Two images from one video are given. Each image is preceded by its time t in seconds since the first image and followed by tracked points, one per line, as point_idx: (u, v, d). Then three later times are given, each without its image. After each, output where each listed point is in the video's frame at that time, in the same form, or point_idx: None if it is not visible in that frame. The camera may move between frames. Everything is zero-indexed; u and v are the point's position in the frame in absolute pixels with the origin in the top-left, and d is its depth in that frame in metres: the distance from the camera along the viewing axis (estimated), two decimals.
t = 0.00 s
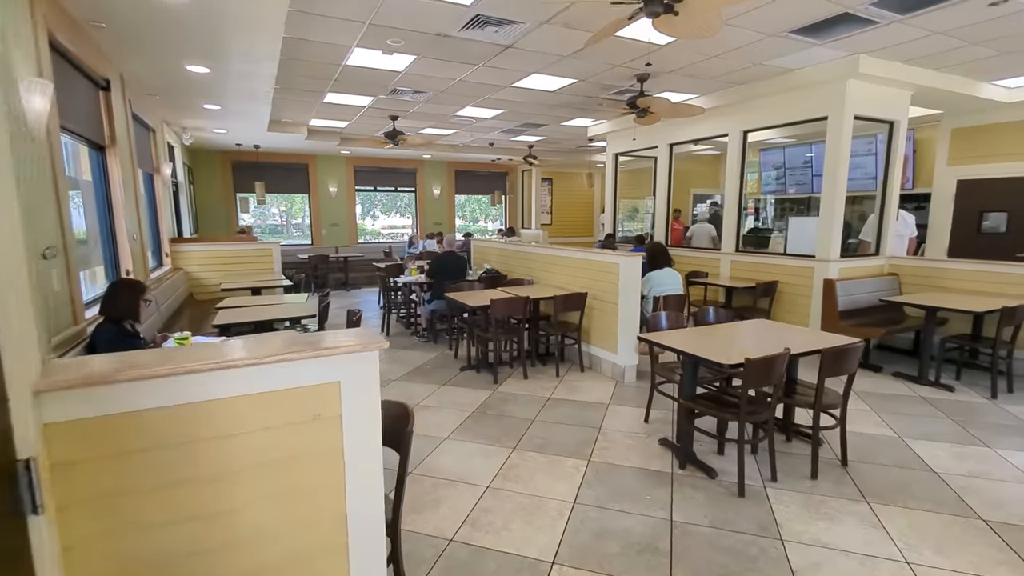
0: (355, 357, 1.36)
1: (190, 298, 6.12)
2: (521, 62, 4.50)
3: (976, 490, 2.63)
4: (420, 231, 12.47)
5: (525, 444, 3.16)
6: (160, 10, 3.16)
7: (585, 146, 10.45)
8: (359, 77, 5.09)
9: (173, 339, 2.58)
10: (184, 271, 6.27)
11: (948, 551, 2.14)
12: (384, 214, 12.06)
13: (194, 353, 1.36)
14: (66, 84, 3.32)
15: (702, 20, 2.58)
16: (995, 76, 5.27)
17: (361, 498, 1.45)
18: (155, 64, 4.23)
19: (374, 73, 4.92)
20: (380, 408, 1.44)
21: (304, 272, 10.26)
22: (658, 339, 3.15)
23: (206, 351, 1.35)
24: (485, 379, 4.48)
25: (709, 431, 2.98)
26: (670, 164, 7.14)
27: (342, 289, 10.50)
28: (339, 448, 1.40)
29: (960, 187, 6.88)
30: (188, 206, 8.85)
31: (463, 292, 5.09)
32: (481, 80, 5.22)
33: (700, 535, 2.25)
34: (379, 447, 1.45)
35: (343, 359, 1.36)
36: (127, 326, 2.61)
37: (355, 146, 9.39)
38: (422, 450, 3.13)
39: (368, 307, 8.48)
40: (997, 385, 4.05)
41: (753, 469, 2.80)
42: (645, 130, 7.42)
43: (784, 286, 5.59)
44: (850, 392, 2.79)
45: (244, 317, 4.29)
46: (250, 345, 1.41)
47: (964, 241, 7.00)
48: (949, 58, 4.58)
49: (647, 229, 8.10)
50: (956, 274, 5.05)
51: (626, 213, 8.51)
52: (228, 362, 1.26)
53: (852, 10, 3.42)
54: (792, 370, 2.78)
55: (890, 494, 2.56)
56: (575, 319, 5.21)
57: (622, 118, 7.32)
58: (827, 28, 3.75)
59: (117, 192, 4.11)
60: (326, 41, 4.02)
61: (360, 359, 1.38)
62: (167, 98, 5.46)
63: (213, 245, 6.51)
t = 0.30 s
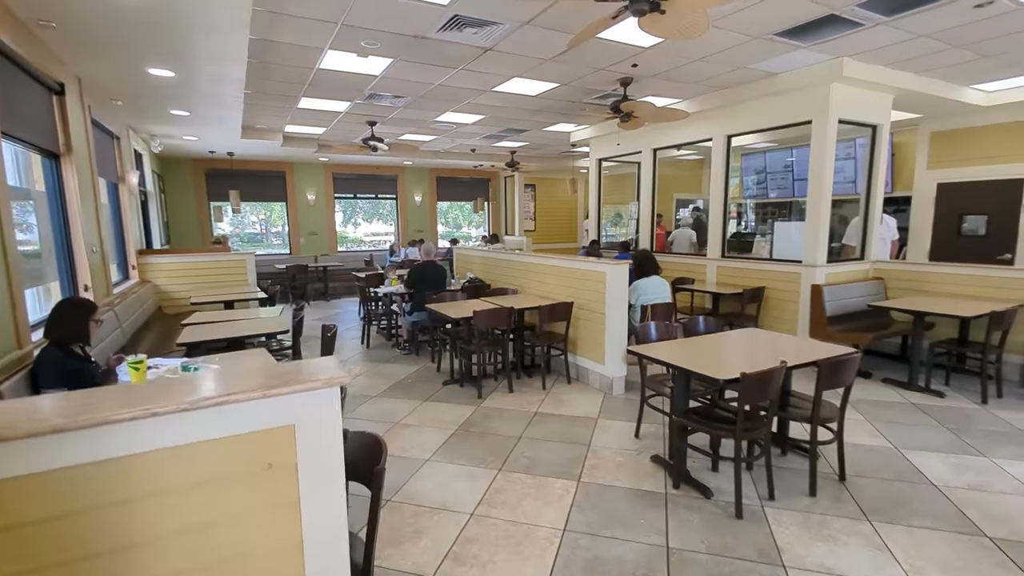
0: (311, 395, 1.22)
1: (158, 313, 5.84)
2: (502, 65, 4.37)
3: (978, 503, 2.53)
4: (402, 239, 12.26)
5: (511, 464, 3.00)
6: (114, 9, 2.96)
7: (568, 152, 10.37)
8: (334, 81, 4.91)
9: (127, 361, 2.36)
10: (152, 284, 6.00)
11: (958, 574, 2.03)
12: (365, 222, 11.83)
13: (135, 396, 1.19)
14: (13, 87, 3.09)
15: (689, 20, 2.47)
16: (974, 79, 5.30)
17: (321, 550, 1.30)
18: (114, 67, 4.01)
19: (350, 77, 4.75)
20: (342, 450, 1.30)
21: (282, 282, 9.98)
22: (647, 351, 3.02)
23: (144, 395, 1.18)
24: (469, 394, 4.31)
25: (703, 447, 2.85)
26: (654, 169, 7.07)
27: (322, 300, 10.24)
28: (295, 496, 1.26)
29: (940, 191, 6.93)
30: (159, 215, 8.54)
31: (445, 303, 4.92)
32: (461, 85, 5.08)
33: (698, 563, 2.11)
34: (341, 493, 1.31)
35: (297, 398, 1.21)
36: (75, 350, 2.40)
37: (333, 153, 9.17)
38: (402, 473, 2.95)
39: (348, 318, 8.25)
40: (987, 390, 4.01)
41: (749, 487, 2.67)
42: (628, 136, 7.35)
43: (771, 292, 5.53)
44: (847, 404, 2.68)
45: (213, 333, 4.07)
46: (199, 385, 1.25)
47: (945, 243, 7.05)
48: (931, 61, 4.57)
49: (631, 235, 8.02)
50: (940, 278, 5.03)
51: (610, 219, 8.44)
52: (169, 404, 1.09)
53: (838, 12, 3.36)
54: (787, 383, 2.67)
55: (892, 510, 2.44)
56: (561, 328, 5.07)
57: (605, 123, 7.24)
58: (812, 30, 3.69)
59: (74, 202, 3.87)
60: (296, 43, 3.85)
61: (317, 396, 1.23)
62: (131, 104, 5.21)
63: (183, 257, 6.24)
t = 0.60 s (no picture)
0: (258, 440, 1.22)
1: (127, 327, 5.59)
2: (483, 70, 4.27)
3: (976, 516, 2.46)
4: (384, 247, 12.07)
5: (496, 485, 2.87)
6: (68, 10, 2.79)
7: (552, 158, 10.31)
8: (310, 87, 4.77)
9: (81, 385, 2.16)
10: (121, 298, 5.75)
11: None
12: (347, 230, 11.62)
13: (79, 442, 1.18)
14: None
15: (673, 22, 2.38)
16: (953, 84, 5.34)
17: None
18: (74, 71, 3.81)
19: (325, 82, 4.61)
20: (293, 495, 1.30)
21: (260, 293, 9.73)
22: (635, 363, 2.91)
23: (81, 443, 1.15)
24: (452, 408, 4.16)
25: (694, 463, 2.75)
26: (638, 175, 7.03)
27: (303, 310, 10.00)
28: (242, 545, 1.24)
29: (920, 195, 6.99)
30: (130, 225, 8.26)
31: (427, 314, 4.78)
32: (442, 90, 4.97)
33: None
34: (289, 538, 1.30)
35: (245, 443, 1.21)
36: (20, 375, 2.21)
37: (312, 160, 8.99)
38: (381, 497, 2.80)
39: (329, 328, 8.04)
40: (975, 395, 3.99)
41: (743, 504, 2.57)
42: (612, 141, 7.30)
43: (757, 298, 5.48)
44: (841, 416, 2.60)
45: (181, 350, 3.88)
46: (149, 429, 1.24)
47: (926, 247, 7.10)
48: (911, 66, 4.58)
49: (616, 241, 7.96)
50: (924, 282, 5.04)
51: (595, 225, 8.37)
52: (113, 453, 1.08)
53: (822, 16, 3.32)
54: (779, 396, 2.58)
55: (890, 526, 2.36)
56: (546, 338, 4.96)
57: (588, 129, 7.18)
58: (796, 35, 3.65)
59: (30, 214, 3.66)
60: (268, 47, 3.70)
61: (265, 440, 1.24)
62: (97, 110, 5.00)
63: (153, 269, 6.00)
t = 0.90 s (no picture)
0: (140, 497, 1.13)
1: (48, 352, 5.09)
2: (436, 79, 4.15)
3: (933, 526, 2.47)
4: (340, 262, 11.70)
5: (452, 514, 2.69)
6: None
7: (510, 171, 10.29)
8: (253, 94, 4.53)
9: None
10: (41, 319, 5.24)
11: None
12: (300, 244, 11.18)
13: None
14: None
15: (626, 28, 2.32)
16: (888, 102, 5.60)
17: None
18: None
19: (270, 89, 4.38)
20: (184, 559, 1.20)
21: (205, 311, 9.20)
22: (596, 380, 2.81)
23: None
24: (406, 430, 3.96)
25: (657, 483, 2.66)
26: (595, 187, 7.04)
27: (252, 328, 9.50)
28: None
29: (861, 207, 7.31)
30: (57, 241, 7.64)
31: (380, 331, 4.57)
32: (394, 99, 4.82)
33: None
34: None
35: (119, 502, 1.12)
36: None
37: (260, 172, 8.62)
38: (326, 532, 2.57)
39: (279, 347, 7.65)
40: (922, 401, 4.15)
41: (708, 524, 2.49)
42: (569, 154, 7.32)
43: (714, 309, 5.53)
44: (801, 429, 2.57)
45: (105, 376, 3.52)
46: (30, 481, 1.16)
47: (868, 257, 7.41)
48: (852, 83, 4.76)
49: (575, 254, 7.95)
50: (870, 291, 5.21)
51: (554, 238, 8.34)
52: None
53: (769, 30, 3.37)
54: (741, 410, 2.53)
55: (853, 541, 2.32)
56: (505, 354, 4.82)
57: (545, 142, 7.17)
58: (745, 49, 3.71)
59: None
60: (204, 49, 3.47)
61: (149, 497, 1.15)
62: (13, 115, 4.59)
63: (80, 286, 5.51)
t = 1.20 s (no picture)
0: None
1: None
2: (367, 86, 3.95)
3: (866, 537, 2.52)
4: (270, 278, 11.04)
5: (384, 555, 2.46)
6: None
7: (448, 185, 10.14)
8: (161, 95, 4.12)
9: None
10: None
11: None
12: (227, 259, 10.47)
13: None
14: None
15: (560, 37, 2.25)
16: (805, 124, 5.96)
17: None
18: None
19: (181, 90, 4.00)
20: None
21: (112, 334, 8.35)
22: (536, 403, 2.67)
23: None
24: (336, 460, 3.66)
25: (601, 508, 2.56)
26: (534, 202, 7.01)
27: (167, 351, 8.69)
28: None
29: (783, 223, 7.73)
30: None
31: (307, 353, 4.24)
32: (322, 107, 4.56)
33: None
34: None
35: None
36: None
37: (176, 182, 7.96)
38: None
39: (196, 371, 7.02)
40: (845, 409, 4.37)
41: (653, 549, 2.42)
42: (507, 168, 7.26)
43: (652, 322, 5.60)
44: (741, 445, 2.57)
45: None
46: None
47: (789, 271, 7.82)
48: (773, 105, 5.01)
49: (515, 268, 7.87)
50: (795, 303, 5.46)
51: (494, 252, 8.23)
52: None
53: (698, 50, 3.44)
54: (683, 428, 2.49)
55: (794, 559, 2.32)
56: (442, 373, 4.62)
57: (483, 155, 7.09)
58: (675, 68, 3.78)
59: None
60: (98, 43, 3.09)
61: None
62: None
63: None
